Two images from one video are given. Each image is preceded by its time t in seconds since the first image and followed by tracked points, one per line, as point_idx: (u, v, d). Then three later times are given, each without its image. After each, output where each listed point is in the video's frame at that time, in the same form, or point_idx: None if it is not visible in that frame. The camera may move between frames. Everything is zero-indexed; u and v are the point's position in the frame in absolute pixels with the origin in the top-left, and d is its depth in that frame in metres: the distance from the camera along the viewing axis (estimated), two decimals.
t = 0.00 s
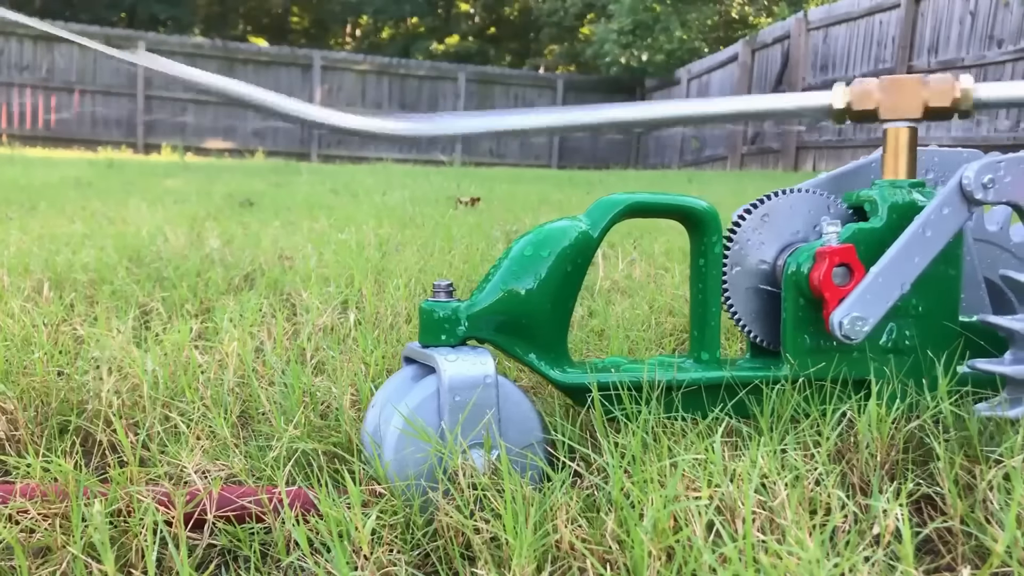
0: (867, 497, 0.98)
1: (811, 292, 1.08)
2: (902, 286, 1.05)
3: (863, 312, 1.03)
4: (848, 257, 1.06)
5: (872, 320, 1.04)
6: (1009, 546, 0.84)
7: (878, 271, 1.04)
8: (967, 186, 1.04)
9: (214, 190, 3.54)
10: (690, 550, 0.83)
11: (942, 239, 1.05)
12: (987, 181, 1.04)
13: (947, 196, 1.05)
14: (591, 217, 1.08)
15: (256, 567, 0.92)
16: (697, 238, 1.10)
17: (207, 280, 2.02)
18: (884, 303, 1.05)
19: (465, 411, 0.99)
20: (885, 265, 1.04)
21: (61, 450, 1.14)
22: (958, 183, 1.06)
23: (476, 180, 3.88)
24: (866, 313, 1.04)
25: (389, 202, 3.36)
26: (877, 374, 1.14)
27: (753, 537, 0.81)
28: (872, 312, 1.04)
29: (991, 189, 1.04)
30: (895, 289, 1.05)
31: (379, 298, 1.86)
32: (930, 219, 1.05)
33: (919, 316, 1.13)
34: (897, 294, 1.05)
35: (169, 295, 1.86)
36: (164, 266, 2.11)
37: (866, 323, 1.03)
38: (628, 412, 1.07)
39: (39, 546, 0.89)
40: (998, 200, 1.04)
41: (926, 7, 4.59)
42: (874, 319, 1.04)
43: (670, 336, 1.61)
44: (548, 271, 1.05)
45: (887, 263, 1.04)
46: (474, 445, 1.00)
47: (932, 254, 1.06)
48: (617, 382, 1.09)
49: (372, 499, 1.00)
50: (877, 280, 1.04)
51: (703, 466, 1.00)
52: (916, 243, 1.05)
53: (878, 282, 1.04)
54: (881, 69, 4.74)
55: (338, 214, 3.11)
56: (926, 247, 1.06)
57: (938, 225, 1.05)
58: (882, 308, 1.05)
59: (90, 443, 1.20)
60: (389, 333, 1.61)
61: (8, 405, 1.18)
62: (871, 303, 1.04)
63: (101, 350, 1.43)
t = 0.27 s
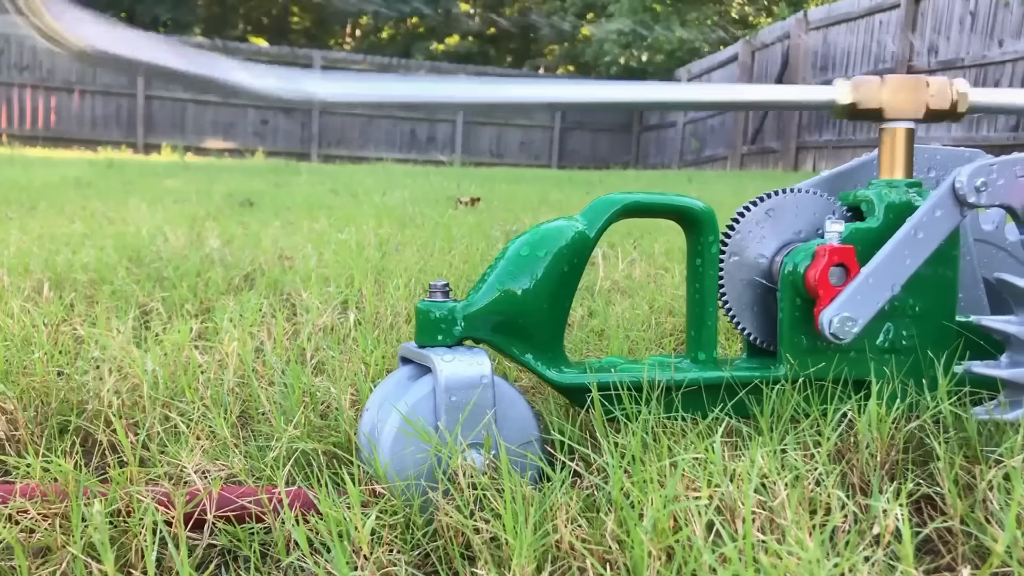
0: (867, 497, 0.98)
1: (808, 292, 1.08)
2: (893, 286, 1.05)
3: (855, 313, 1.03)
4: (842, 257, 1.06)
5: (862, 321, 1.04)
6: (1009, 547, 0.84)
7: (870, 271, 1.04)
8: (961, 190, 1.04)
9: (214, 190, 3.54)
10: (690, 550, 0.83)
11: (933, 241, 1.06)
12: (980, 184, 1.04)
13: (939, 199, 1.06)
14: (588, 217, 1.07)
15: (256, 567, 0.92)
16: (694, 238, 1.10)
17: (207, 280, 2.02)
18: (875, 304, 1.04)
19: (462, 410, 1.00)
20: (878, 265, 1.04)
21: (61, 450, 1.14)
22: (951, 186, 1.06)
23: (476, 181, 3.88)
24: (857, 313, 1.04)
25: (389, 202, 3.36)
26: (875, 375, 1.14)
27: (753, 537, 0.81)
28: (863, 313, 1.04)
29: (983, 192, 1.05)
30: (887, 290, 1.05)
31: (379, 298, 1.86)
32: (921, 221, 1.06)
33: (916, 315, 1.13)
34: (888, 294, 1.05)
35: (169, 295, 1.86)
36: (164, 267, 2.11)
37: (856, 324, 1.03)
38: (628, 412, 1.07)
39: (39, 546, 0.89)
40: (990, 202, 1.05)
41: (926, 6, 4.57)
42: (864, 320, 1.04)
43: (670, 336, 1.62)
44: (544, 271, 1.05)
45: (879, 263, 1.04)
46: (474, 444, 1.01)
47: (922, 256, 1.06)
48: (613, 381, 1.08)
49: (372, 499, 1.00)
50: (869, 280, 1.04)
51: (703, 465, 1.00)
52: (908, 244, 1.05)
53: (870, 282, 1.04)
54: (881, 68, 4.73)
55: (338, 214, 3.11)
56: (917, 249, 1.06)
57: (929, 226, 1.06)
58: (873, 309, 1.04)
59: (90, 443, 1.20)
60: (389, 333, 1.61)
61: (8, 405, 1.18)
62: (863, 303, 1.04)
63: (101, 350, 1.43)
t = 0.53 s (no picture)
0: (867, 497, 0.99)
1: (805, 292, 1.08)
2: (884, 287, 1.05)
3: (845, 313, 1.03)
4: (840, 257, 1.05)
5: (853, 320, 1.04)
6: (1009, 547, 0.84)
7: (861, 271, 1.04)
8: (955, 193, 1.04)
9: (214, 190, 3.54)
10: (690, 550, 0.83)
11: (926, 243, 1.06)
12: (973, 187, 1.04)
13: (933, 201, 1.06)
14: (585, 217, 1.07)
15: (256, 566, 0.92)
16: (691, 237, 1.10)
17: (207, 280, 2.02)
18: (864, 304, 1.05)
19: (459, 409, 0.99)
20: (869, 265, 1.04)
21: (61, 450, 1.14)
22: (945, 188, 1.06)
23: (476, 180, 3.88)
24: (847, 313, 1.04)
25: (389, 202, 3.36)
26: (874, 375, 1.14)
27: (753, 537, 0.81)
28: (853, 313, 1.04)
29: (977, 195, 1.04)
30: (877, 291, 1.05)
31: (379, 298, 1.86)
32: (914, 223, 1.06)
33: (913, 315, 1.12)
34: (879, 295, 1.06)
35: (169, 295, 1.86)
36: (164, 267, 2.11)
37: (847, 323, 1.04)
38: (628, 412, 1.07)
39: (39, 546, 0.89)
40: (985, 205, 1.04)
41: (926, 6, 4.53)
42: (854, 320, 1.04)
43: (670, 336, 1.62)
44: (541, 271, 1.05)
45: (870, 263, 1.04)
46: (474, 444, 1.01)
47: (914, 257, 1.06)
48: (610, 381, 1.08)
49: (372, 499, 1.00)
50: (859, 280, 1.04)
51: (703, 465, 1.00)
52: (899, 245, 1.06)
53: (861, 282, 1.04)
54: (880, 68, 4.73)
55: (338, 214, 3.11)
56: (910, 250, 1.06)
57: (922, 228, 1.06)
58: (863, 309, 1.05)
59: (90, 443, 1.20)
60: (389, 332, 1.61)
61: (8, 405, 1.18)
62: (853, 304, 1.04)
63: (101, 350, 1.43)
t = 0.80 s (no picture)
0: (867, 497, 0.99)
1: (802, 292, 1.08)
2: (876, 287, 1.05)
3: (837, 311, 1.04)
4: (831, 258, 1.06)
5: (845, 318, 1.04)
6: (1008, 547, 0.84)
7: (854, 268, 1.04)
8: (950, 196, 1.04)
9: (214, 190, 3.54)
10: (690, 550, 0.83)
11: (919, 244, 1.06)
12: (969, 189, 1.04)
13: (927, 201, 1.06)
14: (583, 217, 1.08)
15: (256, 567, 0.92)
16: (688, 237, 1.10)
17: (207, 280, 2.02)
18: (856, 302, 1.05)
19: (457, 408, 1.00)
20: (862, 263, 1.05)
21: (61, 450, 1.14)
22: (940, 190, 1.06)
23: (475, 181, 3.87)
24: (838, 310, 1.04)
25: (389, 202, 3.36)
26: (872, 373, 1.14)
27: (753, 537, 0.81)
28: (844, 311, 1.04)
29: (972, 198, 1.04)
30: (870, 289, 1.05)
31: (379, 298, 1.86)
32: (906, 223, 1.06)
33: (910, 316, 1.12)
34: (871, 293, 1.06)
35: (169, 296, 1.86)
36: (163, 267, 2.11)
37: (838, 321, 1.04)
38: (628, 413, 1.07)
39: (39, 546, 0.89)
40: (979, 208, 1.04)
41: (926, 6, 4.38)
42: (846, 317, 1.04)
43: (670, 336, 1.62)
44: (539, 271, 1.05)
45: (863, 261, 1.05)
46: (474, 445, 1.01)
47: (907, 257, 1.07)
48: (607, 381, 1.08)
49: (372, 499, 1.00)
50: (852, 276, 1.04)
51: (703, 465, 1.00)
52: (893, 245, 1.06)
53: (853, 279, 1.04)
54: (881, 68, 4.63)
55: (338, 214, 3.11)
56: (903, 249, 1.06)
57: (916, 228, 1.06)
58: (855, 308, 1.05)
59: (90, 443, 1.20)
60: (389, 332, 1.61)
61: (8, 405, 1.18)
62: (846, 301, 1.04)
63: (101, 350, 1.43)
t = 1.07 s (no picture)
0: (867, 497, 0.99)
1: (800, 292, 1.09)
2: (869, 286, 1.06)
3: (829, 307, 1.04)
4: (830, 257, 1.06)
5: (837, 316, 1.04)
6: (1009, 547, 0.84)
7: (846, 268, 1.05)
8: (946, 198, 1.04)
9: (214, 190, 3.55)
10: (690, 550, 0.83)
11: (912, 246, 1.07)
12: (965, 192, 1.04)
13: (922, 202, 1.06)
14: (581, 217, 1.08)
15: (256, 567, 0.92)
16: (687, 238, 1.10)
17: (207, 280, 2.02)
18: (849, 299, 1.05)
19: (457, 406, 1.00)
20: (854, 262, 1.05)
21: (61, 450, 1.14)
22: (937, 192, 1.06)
23: (475, 181, 3.88)
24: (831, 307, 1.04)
25: (389, 202, 3.36)
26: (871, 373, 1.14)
27: (753, 537, 0.81)
28: (837, 309, 1.04)
29: (969, 200, 1.04)
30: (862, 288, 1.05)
31: (379, 298, 1.86)
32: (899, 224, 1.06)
33: (908, 316, 1.12)
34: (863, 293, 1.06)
35: (169, 296, 1.86)
36: (163, 267, 2.11)
37: (830, 318, 1.04)
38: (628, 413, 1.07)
39: (39, 546, 0.89)
40: (976, 210, 1.05)
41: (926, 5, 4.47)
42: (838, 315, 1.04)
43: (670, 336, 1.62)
44: (537, 271, 1.05)
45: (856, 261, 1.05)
46: (474, 445, 1.01)
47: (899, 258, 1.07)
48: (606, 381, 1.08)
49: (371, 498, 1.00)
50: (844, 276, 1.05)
51: (703, 465, 1.00)
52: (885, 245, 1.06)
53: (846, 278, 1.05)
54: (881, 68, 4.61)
55: (338, 214, 3.11)
56: (897, 250, 1.07)
57: (910, 229, 1.06)
58: (847, 306, 1.05)
59: (90, 444, 1.20)
60: (389, 332, 1.61)
61: (8, 405, 1.18)
62: (838, 299, 1.04)
63: (101, 350, 1.43)
